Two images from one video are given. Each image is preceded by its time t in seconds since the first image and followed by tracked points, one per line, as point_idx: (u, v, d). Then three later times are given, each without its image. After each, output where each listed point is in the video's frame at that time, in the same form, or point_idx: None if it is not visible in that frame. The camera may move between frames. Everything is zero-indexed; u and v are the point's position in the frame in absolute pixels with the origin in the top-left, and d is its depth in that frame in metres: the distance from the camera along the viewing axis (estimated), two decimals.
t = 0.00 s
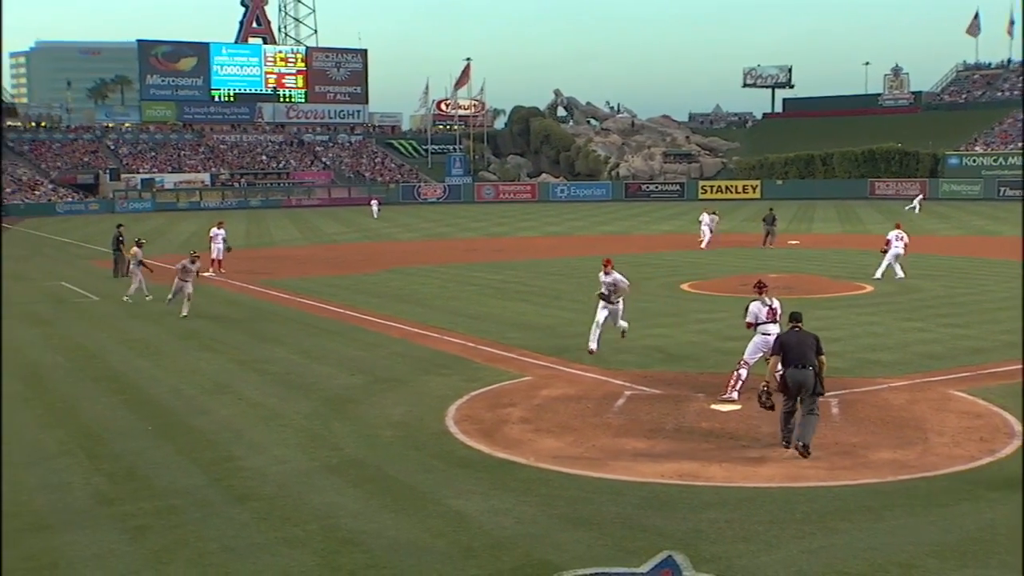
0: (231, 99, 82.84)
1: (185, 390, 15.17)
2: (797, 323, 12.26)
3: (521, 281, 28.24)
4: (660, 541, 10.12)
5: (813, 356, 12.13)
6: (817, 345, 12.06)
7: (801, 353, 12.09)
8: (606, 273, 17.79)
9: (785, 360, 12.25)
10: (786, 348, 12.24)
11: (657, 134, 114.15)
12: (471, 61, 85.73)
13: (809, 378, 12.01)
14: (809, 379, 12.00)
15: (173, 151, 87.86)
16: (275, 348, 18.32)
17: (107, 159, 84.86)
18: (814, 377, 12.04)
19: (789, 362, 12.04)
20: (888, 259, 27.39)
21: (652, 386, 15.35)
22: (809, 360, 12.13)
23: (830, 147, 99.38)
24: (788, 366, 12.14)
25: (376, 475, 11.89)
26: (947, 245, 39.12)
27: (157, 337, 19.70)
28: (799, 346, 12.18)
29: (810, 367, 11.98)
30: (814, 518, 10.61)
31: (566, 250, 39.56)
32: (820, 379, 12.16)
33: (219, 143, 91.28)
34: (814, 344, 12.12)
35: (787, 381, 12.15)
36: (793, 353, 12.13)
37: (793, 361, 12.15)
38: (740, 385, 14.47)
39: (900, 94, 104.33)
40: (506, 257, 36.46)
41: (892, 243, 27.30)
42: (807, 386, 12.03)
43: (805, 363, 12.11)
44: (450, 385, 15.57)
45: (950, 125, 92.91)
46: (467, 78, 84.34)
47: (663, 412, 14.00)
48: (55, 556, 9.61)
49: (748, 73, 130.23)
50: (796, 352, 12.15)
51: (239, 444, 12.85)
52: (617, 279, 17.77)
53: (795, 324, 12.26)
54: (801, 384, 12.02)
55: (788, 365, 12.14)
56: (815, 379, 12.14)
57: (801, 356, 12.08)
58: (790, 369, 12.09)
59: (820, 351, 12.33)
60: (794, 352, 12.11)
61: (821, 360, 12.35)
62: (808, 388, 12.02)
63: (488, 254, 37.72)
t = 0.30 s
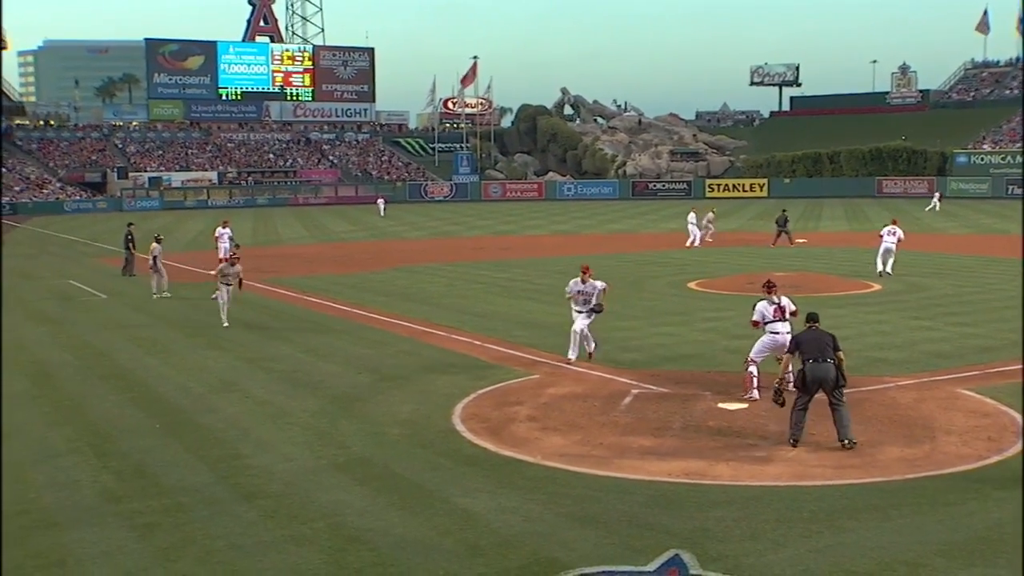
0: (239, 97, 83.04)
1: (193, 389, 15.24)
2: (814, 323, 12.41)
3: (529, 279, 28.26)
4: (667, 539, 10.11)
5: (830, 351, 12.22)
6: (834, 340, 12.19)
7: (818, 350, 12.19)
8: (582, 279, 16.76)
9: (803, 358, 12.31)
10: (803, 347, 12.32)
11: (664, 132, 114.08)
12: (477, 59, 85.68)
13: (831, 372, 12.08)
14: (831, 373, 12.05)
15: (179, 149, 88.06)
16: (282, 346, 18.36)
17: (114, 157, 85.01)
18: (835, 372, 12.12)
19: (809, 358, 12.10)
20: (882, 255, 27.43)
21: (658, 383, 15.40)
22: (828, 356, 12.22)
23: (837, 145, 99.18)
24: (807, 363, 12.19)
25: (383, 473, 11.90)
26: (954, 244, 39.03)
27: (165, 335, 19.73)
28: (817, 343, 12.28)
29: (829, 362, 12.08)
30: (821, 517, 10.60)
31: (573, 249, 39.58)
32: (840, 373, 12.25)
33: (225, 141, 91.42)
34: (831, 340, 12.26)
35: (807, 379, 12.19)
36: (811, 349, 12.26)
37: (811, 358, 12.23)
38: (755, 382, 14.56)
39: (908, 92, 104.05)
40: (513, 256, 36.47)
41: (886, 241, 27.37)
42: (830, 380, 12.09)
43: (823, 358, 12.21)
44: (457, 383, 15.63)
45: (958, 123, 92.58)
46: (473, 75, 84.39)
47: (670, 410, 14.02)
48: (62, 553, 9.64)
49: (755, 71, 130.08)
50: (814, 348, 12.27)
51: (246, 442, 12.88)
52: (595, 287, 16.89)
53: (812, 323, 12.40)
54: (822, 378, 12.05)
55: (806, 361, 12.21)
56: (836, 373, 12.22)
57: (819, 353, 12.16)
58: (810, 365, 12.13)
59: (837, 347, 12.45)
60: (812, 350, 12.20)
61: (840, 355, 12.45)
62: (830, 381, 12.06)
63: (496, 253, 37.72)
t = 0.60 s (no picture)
0: (239, 95, 83.15)
1: (194, 387, 15.22)
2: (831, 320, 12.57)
3: (529, 277, 28.25)
4: (667, 538, 10.10)
5: (851, 348, 12.42)
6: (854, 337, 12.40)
7: (840, 346, 12.35)
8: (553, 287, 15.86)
9: (823, 354, 12.46)
10: (823, 344, 12.47)
11: (664, 130, 114.04)
12: (477, 56, 85.65)
13: (852, 367, 12.26)
14: (853, 369, 12.25)
15: (180, 147, 88.03)
16: (283, 344, 18.35)
17: (115, 155, 85.01)
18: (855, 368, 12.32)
19: (831, 353, 12.28)
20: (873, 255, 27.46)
21: (658, 381, 15.40)
22: (849, 352, 12.40)
23: (837, 142, 99.05)
24: (830, 359, 12.34)
25: (383, 471, 11.90)
26: (955, 241, 39.02)
27: (165, 333, 19.72)
28: (838, 340, 12.46)
29: (852, 357, 12.27)
30: (822, 515, 10.59)
31: (573, 246, 39.55)
32: (859, 369, 12.46)
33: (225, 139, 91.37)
34: (850, 337, 12.49)
35: (827, 375, 12.35)
36: (833, 346, 12.40)
37: (832, 354, 12.38)
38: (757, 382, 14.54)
39: (909, 89, 104.04)
40: (514, 253, 36.43)
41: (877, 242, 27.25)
42: (851, 376, 12.28)
43: (846, 353, 12.40)
44: (459, 380, 15.64)
45: (959, 120, 92.38)
46: (473, 72, 84.31)
47: (671, 407, 14.01)
48: (63, 550, 9.64)
49: (756, 68, 129.98)
50: (835, 344, 12.44)
51: (247, 440, 12.88)
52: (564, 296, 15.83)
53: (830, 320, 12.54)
54: (845, 373, 12.22)
55: (827, 358, 12.35)
56: (857, 369, 12.44)
57: (841, 348, 12.33)
58: (833, 361, 12.30)
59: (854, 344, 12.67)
60: (833, 347, 12.36)
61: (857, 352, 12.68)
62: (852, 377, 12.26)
63: (497, 251, 37.69)
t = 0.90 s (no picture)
0: (235, 86, 82.99)
1: (190, 379, 15.20)
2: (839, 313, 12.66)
3: (525, 268, 28.25)
4: (665, 529, 10.11)
5: (862, 340, 12.61)
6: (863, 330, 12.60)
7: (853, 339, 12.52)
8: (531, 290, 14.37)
9: (836, 348, 12.60)
10: (835, 339, 12.61)
11: (660, 121, 114.01)
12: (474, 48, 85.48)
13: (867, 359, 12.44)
14: (867, 360, 12.42)
15: (176, 138, 87.86)
16: (279, 335, 18.34)
17: (111, 146, 84.89)
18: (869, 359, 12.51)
19: (845, 346, 12.42)
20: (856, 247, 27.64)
21: (655, 372, 15.41)
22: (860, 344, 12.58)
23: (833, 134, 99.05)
24: (843, 352, 12.49)
25: (380, 462, 11.91)
26: (949, 232, 39.11)
27: (161, 324, 19.72)
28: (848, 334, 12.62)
29: (865, 349, 12.45)
30: (818, 505, 10.61)
31: (569, 237, 39.56)
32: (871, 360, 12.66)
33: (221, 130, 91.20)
34: (859, 330, 12.70)
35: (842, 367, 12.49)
36: (846, 339, 12.54)
37: (845, 348, 12.53)
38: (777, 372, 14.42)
39: (905, 81, 104.02)
40: (510, 244, 36.43)
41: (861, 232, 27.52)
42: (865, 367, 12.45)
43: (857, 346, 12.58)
44: (456, 371, 15.65)
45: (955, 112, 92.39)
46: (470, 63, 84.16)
47: (668, 398, 14.04)
48: (59, 542, 9.64)
49: (753, 60, 129.80)
50: (848, 337, 12.57)
51: (244, 431, 12.88)
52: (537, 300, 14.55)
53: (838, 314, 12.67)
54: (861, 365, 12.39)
55: (841, 351, 12.49)
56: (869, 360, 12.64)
57: (854, 342, 12.50)
58: (847, 355, 12.45)
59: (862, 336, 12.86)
60: (846, 341, 12.51)
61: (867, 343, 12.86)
62: (866, 368, 12.50)
63: (493, 242, 37.68)
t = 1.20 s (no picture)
0: (224, 69, 82.59)
1: (180, 362, 15.16)
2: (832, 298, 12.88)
3: (515, 251, 28.22)
4: (656, 512, 10.13)
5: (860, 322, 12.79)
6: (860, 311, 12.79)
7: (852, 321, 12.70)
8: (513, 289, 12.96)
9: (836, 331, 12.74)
10: (833, 323, 12.76)
11: (652, 104, 113.83)
12: (465, 31, 85.19)
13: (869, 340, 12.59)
14: (869, 342, 12.58)
15: (166, 122, 87.43)
16: (270, 318, 18.31)
17: (100, 130, 84.46)
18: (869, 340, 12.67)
19: (844, 328, 12.57)
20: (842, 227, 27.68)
21: (646, 355, 15.43)
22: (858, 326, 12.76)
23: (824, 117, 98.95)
24: (845, 335, 12.62)
25: (371, 445, 11.91)
26: (939, 215, 39.16)
27: (151, 308, 19.68)
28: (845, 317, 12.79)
29: (865, 330, 12.61)
30: (808, 487, 10.65)
31: (559, 220, 39.49)
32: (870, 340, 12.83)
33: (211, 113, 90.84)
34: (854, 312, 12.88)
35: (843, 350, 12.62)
36: (845, 321, 12.70)
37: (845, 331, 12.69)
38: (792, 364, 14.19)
39: (897, 64, 103.91)
40: (500, 228, 36.41)
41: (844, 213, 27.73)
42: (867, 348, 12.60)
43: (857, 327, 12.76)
44: (447, 355, 15.64)
45: (947, 95, 92.22)
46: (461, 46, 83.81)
47: (659, 381, 14.06)
48: (50, 526, 9.63)
49: (744, 43, 129.58)
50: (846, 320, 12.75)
51: (235, 415, 12.86)
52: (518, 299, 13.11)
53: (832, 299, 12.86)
54: (864, 346, 12.53)
55: (841, 334, 12.63)
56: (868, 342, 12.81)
57: (852, 323, 12.67)
58: (849, 337, 12.58)
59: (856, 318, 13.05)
60: (844, 323, 12.68)
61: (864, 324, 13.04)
62: (869, 349, 12.61)
63: (483, 225, 37.63)
